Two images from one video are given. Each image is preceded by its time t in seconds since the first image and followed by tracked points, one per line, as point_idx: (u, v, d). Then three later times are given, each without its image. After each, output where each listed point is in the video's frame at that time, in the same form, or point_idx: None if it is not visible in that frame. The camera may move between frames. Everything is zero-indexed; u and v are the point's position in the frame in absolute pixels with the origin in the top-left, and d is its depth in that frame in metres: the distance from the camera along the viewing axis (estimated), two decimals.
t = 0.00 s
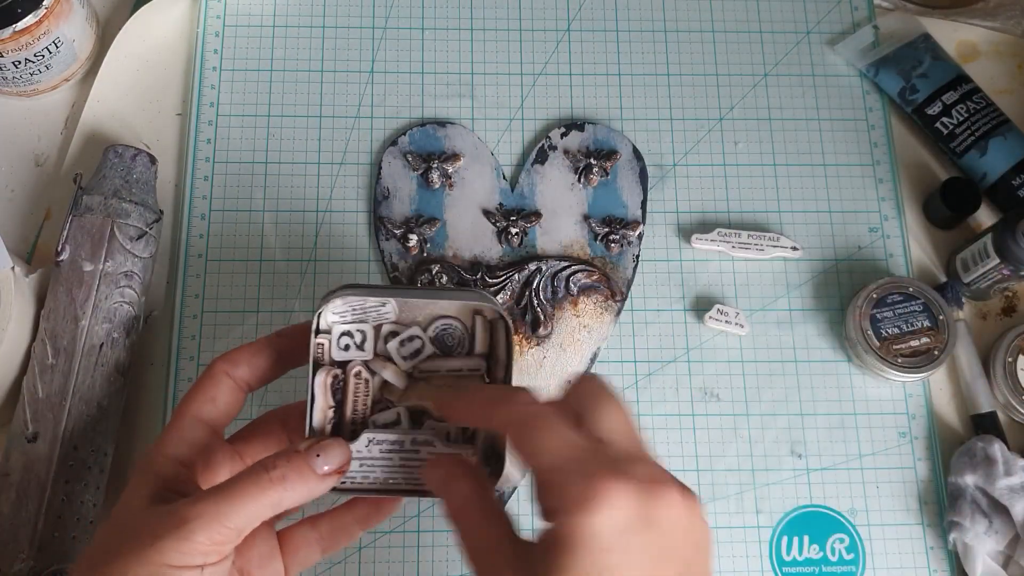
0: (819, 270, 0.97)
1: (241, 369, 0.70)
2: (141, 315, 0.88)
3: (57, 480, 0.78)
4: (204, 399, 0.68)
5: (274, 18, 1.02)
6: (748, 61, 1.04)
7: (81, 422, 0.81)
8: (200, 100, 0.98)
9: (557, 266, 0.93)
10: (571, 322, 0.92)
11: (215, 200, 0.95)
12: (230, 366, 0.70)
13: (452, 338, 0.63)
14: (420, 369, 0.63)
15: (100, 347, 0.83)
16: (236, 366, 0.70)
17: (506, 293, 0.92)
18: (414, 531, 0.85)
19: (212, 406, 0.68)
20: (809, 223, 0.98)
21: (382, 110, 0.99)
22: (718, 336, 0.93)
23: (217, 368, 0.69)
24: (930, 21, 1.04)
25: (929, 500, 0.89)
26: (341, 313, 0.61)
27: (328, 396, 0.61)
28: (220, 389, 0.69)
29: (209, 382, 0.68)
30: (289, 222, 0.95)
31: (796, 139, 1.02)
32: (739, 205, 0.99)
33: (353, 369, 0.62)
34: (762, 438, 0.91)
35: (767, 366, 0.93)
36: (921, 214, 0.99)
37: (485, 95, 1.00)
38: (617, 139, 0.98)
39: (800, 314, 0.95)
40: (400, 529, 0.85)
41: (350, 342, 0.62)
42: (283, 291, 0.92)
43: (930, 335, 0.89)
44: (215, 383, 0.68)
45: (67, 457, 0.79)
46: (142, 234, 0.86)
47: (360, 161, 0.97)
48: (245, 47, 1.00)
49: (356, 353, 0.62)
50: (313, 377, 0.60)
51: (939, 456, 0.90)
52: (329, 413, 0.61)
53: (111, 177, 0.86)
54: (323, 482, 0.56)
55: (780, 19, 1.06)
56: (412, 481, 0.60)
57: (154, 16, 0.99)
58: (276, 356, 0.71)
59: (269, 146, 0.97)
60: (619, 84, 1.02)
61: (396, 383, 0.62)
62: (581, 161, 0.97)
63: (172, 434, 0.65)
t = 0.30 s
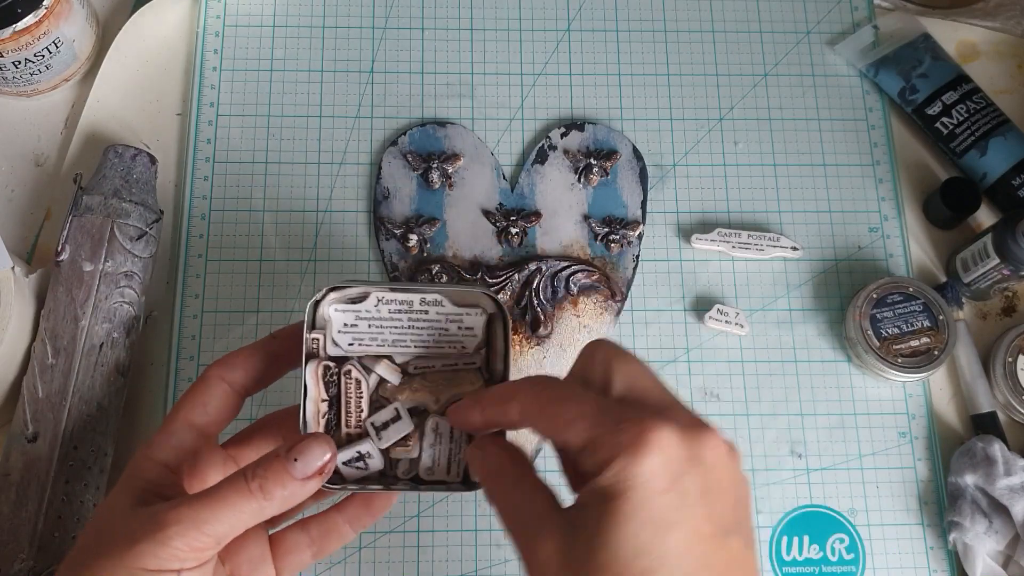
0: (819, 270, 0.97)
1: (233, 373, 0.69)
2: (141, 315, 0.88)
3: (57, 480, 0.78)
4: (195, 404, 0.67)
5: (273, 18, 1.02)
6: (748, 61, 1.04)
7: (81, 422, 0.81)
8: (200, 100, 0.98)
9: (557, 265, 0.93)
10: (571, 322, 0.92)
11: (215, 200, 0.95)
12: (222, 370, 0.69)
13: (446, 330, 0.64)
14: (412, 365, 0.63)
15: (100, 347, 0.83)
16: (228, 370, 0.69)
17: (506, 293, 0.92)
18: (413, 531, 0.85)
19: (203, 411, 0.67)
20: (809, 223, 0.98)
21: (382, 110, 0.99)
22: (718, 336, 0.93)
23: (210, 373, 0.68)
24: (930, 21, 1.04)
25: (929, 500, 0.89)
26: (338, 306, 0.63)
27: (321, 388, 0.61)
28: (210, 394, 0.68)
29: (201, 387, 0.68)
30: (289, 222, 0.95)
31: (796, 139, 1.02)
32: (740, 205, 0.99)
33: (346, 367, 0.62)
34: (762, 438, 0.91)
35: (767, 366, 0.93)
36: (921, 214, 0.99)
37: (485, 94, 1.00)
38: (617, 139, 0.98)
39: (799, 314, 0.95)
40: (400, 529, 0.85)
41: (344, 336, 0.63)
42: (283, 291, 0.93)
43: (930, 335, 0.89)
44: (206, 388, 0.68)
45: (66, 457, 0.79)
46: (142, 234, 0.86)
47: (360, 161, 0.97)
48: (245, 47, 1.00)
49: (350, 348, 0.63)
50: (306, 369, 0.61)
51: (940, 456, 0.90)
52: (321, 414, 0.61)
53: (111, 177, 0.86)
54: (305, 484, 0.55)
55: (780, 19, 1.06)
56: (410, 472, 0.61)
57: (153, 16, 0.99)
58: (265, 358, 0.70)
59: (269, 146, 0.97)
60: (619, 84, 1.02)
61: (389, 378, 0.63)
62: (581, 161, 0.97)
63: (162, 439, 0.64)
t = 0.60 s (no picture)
0: (819, 269, 0.97)
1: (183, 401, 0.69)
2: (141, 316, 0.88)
3: (57, 480, 0.78)
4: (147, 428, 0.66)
5: (273, 18, 1.02)
6: (748, 61, 1.04)
7: (81, 422, 0.81)
8: (200, 100, 0.98)
9: (558, 265, 0.93)
10: (571, 322, 0.92)
11: (215, 200, 0.95)
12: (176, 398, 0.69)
13: (376, 360, 0.67)
14: (340, 396, 0.66)
15: (99, 348, 0.83)
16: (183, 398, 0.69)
17: (506, 293, 0.92)
18: (413, 531, 0.85)
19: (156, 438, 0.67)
20: (809, 223, 0.98)
21: (382, 110, 0.99)
22: (718, 336, 0.93)
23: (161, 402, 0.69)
24: (930, 21, 1.04)
25: (929, 500, 0.89)
26: (274, 339, 0.65)
27: (259, 412, 0.64)
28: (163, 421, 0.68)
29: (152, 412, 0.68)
30: (289, 222, 0.95)
31: (796, 139, 1.01)
32: (740, 205, 0.99)
33: (281, 395, 0.65)
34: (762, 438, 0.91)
35: (767, 366, 0.93)
36: (921, 214, 0.99)
37: (485, 94, 1.00)
38: (617, 139, 0.98)
39: (799, 314, 0.95)
40: (400, 529, 0.85)
41: (279, 368, 0.65)
42: (283, 291, 0.92)
43: (930, 335, 0.89)
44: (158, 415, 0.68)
45: (66, 458, 0.79)
46: (142, 234, 0.86)
47: (360, 161, 0.97)
48: (245, 47, 1.00)
49: (284, 378, 0.65)
50: (243, 399, 0.63)
51: (940, 456, 0.90)
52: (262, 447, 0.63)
53: (111, 177, 0.86)
54: (256, 492, 0.56)
55: (780, 19, 1.06)
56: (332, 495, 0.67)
57: (153, 16, 0.99)
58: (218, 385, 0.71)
59: (269, 146, 0.97)
60: (619, 84, 1.02)
61: (317, 408, 0.65)
62: (581, 161, 0.97)
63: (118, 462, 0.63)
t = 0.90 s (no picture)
0: (819, 269, 0.97)
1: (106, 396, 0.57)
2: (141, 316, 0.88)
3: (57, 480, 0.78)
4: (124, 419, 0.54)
5: (274, 18, 1.02)
6: (748, 61, 1.04)
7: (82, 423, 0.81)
8: (200, 100, 0.98)
9: (558, 265, 0.93)
10: (571, 321, 0.92)
11: (215, 200, 0.95)
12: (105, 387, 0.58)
13: (372, 368, 0.84)
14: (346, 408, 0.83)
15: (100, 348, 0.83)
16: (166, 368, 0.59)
17: (506, 293, 0.92)
18: (413, 531, 0.85)
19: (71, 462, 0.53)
20: (809, 223, 0.98)
21: (381, 110, 0.99)
22: (717, 336, 0.93)
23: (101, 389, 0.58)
24: (930, 21, 1.04)
25: (929, 500, 0.89)
26: (278, 360, 0.84)
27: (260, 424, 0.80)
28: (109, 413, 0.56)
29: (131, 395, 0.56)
30: (289, 222, 0.95)
31: (797, 139, 1.01)
32: (740, 205, 0.99)
33: (283, 408, 0.81)
34: (762, 438, 0.91)
35: (767, 366, 0.93)
36: (921, 214, 0.99)
37: (485, 95, 1.00)
38: (617, 139, 0.98)
39: (799, 314, 0.95)
40: (400, 529, 0.85)
41: (281, 383, 0.83)
42: (283, 291, 0.92)
43: (930, 335, 0.89)
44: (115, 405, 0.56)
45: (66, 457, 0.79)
46: (142, 234, 0.86)
47: (360, 161, 0.97)
48: (245, 47, 1.00)
49: (288, 394, 0.83)
50: (244, 411, 0.79)
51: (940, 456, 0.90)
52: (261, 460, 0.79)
53: (111, 177, 0.86)
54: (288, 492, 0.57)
55: (780, 19, 1.06)
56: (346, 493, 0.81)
57: (153, 16, 0.99)
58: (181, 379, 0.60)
59: (269, 146, 0.97)
60: (619, 84, 1.02)
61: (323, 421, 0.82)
62: (581, 161, 0.97)
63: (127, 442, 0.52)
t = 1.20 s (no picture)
0: (819, 269, 0.97)
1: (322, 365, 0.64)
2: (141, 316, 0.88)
3: (57, 480, 0.78)
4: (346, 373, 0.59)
5: (273, 18, 1.02)
6: (748, 62, 1.04)
7: (82, 422, 0.81)
8: (200, 100, 0.98)
9: (558, 264, 0.93)
10: (572, 321, 0.92)
11: (215, 200, 0.95)
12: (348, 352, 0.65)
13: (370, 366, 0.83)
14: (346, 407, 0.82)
15: (100, 348, 0.83)
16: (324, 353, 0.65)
17: (506, 293, 0.92)
18: (413, 531, 0.85)
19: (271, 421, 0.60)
20: (809, 223, 0.98)
21: (381, 110, 0.99)
22: (718, 336, 0.93)
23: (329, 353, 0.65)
24: (930, 21, 1.04)
25: (929, 500, 0.89)
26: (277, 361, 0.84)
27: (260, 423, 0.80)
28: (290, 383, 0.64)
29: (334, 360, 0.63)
30: (289, 222, 0.95)
31: (797, 139, 1.02)
32: (740, 206, 0.99)
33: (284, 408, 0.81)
34: (762, 438, 0.91)
35: (767, 366, 0.93)
36: (921, 214, 0.99)
37: (485, 95, 1.00)
38: (617, 139, 0.98)
39: (799, 314, 0.95)
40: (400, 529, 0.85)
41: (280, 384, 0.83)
42: (283, 291, 0.92)
43: (930, 335, 0.89)
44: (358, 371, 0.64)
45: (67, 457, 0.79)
46: (142, 234, 0.86)
47: (360, 161, 0.97)
48: (245, 47, 1.00)
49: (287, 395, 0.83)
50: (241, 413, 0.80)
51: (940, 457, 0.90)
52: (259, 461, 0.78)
53: (111, 177, 0.86)
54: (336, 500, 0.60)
55: (780, 19, 1.06)
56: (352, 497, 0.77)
57: (153, 16, 0.99)
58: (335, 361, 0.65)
59: (269, 146, 0.97)
60: (619, 84, 1.02)
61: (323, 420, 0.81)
62: (581, 161, 0.97)
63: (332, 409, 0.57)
